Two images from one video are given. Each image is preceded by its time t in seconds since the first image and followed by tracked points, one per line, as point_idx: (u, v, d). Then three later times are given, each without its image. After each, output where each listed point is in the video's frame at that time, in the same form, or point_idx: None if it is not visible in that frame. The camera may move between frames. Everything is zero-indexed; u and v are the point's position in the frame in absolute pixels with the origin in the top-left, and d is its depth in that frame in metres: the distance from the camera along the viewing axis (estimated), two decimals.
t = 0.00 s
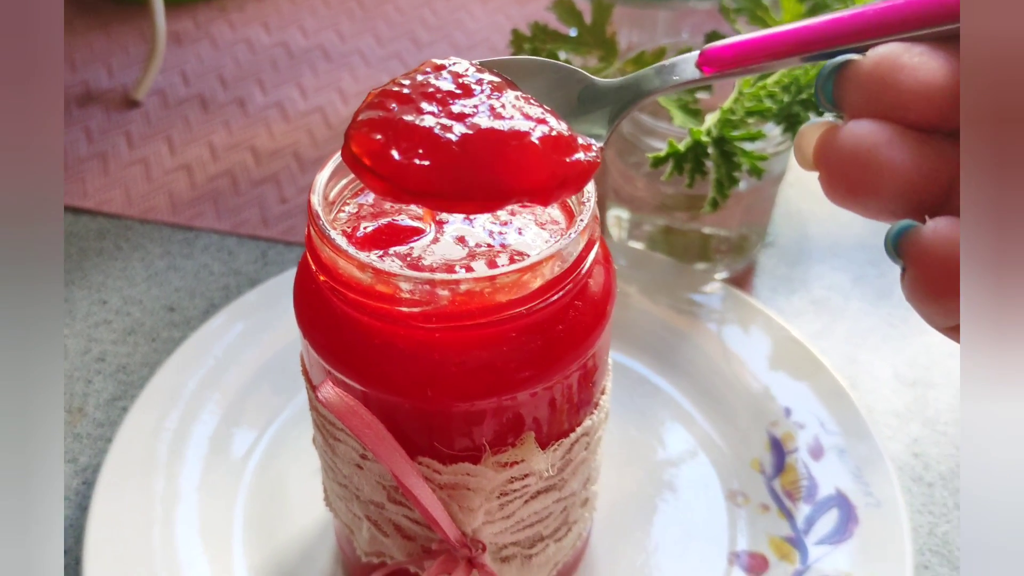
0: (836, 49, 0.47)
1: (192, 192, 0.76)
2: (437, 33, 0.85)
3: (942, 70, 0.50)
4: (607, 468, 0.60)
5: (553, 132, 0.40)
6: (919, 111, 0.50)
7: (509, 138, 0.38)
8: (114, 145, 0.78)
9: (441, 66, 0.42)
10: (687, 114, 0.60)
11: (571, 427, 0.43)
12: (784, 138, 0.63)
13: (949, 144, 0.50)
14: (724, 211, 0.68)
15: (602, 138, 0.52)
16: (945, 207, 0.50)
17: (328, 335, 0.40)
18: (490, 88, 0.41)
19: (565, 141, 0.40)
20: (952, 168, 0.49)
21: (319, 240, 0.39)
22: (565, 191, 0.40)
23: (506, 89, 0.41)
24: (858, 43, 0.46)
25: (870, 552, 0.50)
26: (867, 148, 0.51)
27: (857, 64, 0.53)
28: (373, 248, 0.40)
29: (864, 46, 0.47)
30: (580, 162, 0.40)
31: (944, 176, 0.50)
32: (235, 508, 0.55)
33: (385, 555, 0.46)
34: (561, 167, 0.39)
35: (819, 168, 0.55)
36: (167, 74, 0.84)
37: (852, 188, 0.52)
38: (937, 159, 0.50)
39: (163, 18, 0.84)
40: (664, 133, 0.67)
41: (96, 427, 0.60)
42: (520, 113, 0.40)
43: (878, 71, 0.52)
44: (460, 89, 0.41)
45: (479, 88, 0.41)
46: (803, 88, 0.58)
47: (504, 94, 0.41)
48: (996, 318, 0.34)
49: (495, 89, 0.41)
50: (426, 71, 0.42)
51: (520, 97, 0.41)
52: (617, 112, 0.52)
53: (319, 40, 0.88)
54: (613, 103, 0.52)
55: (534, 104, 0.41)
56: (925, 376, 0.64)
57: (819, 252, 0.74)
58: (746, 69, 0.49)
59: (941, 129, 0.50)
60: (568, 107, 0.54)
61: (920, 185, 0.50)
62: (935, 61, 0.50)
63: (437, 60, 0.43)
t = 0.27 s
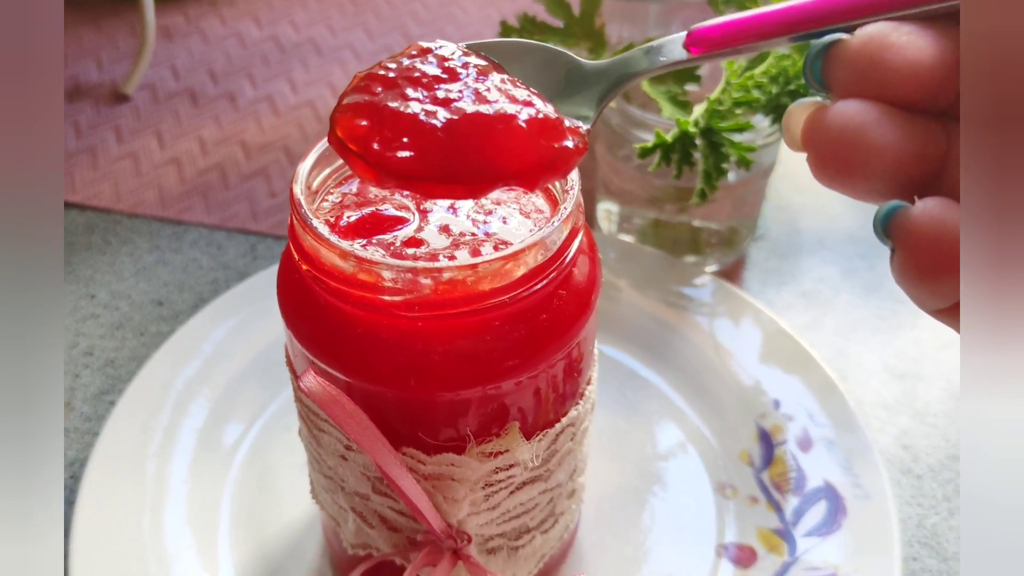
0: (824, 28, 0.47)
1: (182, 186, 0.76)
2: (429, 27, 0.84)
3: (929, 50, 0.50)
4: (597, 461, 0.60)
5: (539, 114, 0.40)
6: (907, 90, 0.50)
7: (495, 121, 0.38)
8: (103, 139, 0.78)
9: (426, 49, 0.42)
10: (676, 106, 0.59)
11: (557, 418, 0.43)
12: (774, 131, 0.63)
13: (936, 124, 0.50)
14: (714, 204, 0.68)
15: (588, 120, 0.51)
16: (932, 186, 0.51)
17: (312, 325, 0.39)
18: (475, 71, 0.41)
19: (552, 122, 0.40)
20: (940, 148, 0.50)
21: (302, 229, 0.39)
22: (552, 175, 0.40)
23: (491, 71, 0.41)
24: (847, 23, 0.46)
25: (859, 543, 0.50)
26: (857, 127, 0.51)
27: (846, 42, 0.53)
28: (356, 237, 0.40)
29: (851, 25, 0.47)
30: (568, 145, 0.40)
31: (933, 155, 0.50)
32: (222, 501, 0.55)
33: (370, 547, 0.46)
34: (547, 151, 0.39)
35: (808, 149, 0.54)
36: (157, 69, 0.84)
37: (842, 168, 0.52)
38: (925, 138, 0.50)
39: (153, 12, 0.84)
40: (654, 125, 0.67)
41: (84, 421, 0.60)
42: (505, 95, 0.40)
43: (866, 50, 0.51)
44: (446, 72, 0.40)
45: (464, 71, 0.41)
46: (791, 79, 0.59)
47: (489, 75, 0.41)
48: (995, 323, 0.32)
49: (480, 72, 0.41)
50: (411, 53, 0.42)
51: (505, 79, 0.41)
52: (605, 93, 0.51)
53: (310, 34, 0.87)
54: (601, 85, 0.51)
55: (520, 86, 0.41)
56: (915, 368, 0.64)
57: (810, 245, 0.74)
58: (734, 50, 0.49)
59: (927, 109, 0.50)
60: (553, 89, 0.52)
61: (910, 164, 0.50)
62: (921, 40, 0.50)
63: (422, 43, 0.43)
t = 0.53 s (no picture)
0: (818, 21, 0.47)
1: (177, 185, 0.75)
2: (425, 25, 0.84)
3: (923, 43, 0.50)
4: (593, 460, 0.60)
5: (533, 108, 0.40)
6: (902, 84, 0.50)
7: (488, 116, 0.38)
8: (98, 138, 0.78)
9: (419, 42, 0.42)
10: (671, 104, 0.59)
11: (553, 418, 0.43)
12: (769, 130, 0.63)
13: (930, 117, 0.50)
14: (710, 203, 0.68)
15: (580, 112, 0.51)
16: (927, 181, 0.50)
17: (306, 325, 0.39)
18: (467, 65, 0.41)
19: (547, 116, 0.40)
20: (934, 141, 0.49)
21: (297, 229, 0.39)
22: (547, 169, 0.39)
23: (483, 65, 0.41)
24: (842, 16, 0.46)
25: (855, 542, 0.50)
26: (850, 121, 0.50)
27: (839, 36, 0.52)
28: (351, 237, 0.40)
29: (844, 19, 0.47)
30: (562, 139, 0.40)
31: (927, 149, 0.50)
32: (218, 500, 0.55)
33: (366, 547, 0.45)
34: (542, 145, 0.39)
35: (801, 144, 0.53)
36: (152, 67, 0.84)
37: (834, 162, 0.51)
38: (919, 132, 0.50)
39: (148, 10, 0.84)
40: (649, 124, 0.67)
41: (79, 421, 0.60)
42: (498, 89, 0.40)
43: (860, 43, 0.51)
44: (438, 66, 0.40)
45: (456, 66, 0.41)
46: (786, 79, 0.58)
47: (481, 70, 0.41)
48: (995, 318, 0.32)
49: (472, 66, 0.41)
50: (404, 46, 0.42)
51: (497, 73, 0.41)
52: (598, 88, 0.51)
53: (305, 32, 0.87)
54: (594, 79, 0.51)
55: (513, 80, 0.41)
56: (911, 367, 0.64)
57: (806, 244, 0.74)
58: (729, 42, 0.48)
59: (919, 103, 0.50)
60: (547, 83, 0.52)
61: (904, 158, 0.50)
62: (915, 34, 0.50)
63: (415, 36, 0.43)
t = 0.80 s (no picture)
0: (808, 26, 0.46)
1: (174, 185, 0.75)
2: (423, 25, 0.85)
3: (912, 49, 0.49)
4: (592, 461, 0.60)
5: (523, 114, 0.39)
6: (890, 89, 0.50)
7: (476, 124, 0.38)
8: (95, 138, 0.77)
9: (409, 49, 0.42)
10: (671, 105, 0.60)
11: (552, 420, 0.43)
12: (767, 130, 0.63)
13: (918, 122, 0.50)
14: (709, 203, 0.68)
15: (570, 120, 0.50)
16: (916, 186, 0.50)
17: (305, 327, 0.39)
18: (456, 73, 0.41)
19: (537, 123, 0.39)
20: (923, 146, 0.49)
21: (295, 231, 0.38)
22: (538, 175, 0.40)
23: (472, 73, 0.41)
24: (830, 23, 0.46)
25: (854, 544, 0.50)
26: (840, 125, 0.49)
27: (827, 41, 0.52)
28: (349, 238, 0.40)
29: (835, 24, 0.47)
30: (552, 143, 0.40)
31: (916, 155, 0.49)
32: (216, 501, 0.55)
33: (365, 550, 0.45)
34: (531, 153, 0.39)
35: (788, 148, 0.52)
36: (149, 67, 0.84)
37: (824, 168, 0.50)
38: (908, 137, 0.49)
39: (145, 10, 0.83)
40: (647, 124, 0.67)
41: (76, 422, 0.60)
42: (486, 96, 0.39)
43: (850, 48, 0.50)
44: (427, 75, 0.40)
45: (445, 74, 0.40)
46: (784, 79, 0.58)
47: (470, 78, 0.40)
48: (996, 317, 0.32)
49: (462, 74, 0.41)
50: (394, 54, 0.42)
51: (486, 81, 0.41)
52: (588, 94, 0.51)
53: (303, 32, 0.87)
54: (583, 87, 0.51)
55: (502, 87, 0.41)
56: (909, 368, 0.64)
57: (804, 244, 0.74)
58: (718, 48, 0.48)
59: (906, 108, 0.51)
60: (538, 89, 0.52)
61: (893, 164, 0.49)
62: (902, 40, 0.50)
63: (406, 42, 0.42)
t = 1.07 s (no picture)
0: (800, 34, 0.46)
1: (173, 186, 0.75)
2: (422, 25, 0.85)
3: (903, 59, 0.49)
4: (591, 462, 0.60)
5: (519, 123, 0.39)
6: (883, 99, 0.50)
7: (472, 135, 0.38)
8: (94, 138, 0.77)
9: (406, 61, 0.42)
10: (671, 107, 0.60)
11: (552, 422, 0.43)
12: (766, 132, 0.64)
13: (909, 131, 0.50)
14: (708, 205, 0.68)
15: (565, 127, 0.49)
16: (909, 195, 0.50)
17: (305, 330, 0.39)
18: (452, 83, 0.41)
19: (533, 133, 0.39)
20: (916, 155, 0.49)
21: (295, 233, 0.38)
22: (536, 184, 0.40)
23: (469, 83, 0.41)
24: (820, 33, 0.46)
25: (853, 545, 0.50)
26: (832, 136, 0.49)
27: (820, 52, 0.51)
28: (349, 241, 0.40)
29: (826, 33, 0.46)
30: (549, 152, 0.40)
31: (908, 164, 0.49)
32: (216, 502, 0.55)
33: (365, 552, 0.45)
34: (527, 161, 0.39)
35: (782, 158, 0.51)
36: (148, 68, 0.83)
37: (818, 178, 0.49)
38: (901, 146, 0.49)
39: (143, 10, 0.83)
40: (647, 126, 0.67)
41: (76, 424, 0.60)
42: (482, 107, 0.39)
43: (842, 57, 0.49)
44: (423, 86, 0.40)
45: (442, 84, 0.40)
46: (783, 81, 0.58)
47: (467, 88, 0.40)
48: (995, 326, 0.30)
49: (458, 84, 0.41)
50: (391, 65, 0.42)
51: (482, 91, 0.41)
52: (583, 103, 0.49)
53: (302, 32, 0.87)
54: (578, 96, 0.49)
55: (499, 99, 0.41)
56: (908, 369, 0.64)
57: (803, 245, 0.74)
58: (711, 58, 0.48)
59: (899, 117, 0.50)
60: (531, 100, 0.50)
61: (886, 173, 0.49)
62: (893, 48, 0.49)
63: (403, 54, 0.42)
